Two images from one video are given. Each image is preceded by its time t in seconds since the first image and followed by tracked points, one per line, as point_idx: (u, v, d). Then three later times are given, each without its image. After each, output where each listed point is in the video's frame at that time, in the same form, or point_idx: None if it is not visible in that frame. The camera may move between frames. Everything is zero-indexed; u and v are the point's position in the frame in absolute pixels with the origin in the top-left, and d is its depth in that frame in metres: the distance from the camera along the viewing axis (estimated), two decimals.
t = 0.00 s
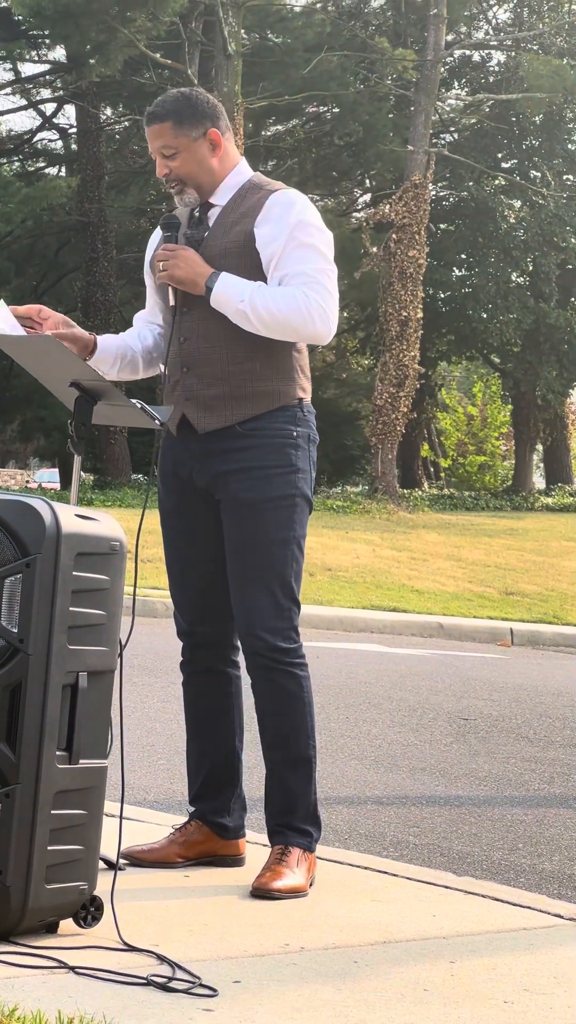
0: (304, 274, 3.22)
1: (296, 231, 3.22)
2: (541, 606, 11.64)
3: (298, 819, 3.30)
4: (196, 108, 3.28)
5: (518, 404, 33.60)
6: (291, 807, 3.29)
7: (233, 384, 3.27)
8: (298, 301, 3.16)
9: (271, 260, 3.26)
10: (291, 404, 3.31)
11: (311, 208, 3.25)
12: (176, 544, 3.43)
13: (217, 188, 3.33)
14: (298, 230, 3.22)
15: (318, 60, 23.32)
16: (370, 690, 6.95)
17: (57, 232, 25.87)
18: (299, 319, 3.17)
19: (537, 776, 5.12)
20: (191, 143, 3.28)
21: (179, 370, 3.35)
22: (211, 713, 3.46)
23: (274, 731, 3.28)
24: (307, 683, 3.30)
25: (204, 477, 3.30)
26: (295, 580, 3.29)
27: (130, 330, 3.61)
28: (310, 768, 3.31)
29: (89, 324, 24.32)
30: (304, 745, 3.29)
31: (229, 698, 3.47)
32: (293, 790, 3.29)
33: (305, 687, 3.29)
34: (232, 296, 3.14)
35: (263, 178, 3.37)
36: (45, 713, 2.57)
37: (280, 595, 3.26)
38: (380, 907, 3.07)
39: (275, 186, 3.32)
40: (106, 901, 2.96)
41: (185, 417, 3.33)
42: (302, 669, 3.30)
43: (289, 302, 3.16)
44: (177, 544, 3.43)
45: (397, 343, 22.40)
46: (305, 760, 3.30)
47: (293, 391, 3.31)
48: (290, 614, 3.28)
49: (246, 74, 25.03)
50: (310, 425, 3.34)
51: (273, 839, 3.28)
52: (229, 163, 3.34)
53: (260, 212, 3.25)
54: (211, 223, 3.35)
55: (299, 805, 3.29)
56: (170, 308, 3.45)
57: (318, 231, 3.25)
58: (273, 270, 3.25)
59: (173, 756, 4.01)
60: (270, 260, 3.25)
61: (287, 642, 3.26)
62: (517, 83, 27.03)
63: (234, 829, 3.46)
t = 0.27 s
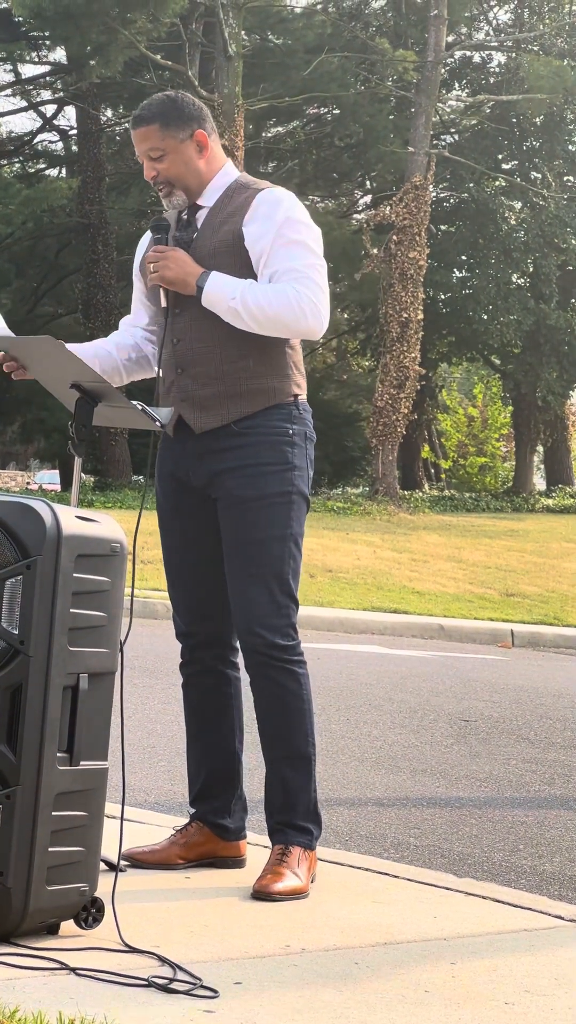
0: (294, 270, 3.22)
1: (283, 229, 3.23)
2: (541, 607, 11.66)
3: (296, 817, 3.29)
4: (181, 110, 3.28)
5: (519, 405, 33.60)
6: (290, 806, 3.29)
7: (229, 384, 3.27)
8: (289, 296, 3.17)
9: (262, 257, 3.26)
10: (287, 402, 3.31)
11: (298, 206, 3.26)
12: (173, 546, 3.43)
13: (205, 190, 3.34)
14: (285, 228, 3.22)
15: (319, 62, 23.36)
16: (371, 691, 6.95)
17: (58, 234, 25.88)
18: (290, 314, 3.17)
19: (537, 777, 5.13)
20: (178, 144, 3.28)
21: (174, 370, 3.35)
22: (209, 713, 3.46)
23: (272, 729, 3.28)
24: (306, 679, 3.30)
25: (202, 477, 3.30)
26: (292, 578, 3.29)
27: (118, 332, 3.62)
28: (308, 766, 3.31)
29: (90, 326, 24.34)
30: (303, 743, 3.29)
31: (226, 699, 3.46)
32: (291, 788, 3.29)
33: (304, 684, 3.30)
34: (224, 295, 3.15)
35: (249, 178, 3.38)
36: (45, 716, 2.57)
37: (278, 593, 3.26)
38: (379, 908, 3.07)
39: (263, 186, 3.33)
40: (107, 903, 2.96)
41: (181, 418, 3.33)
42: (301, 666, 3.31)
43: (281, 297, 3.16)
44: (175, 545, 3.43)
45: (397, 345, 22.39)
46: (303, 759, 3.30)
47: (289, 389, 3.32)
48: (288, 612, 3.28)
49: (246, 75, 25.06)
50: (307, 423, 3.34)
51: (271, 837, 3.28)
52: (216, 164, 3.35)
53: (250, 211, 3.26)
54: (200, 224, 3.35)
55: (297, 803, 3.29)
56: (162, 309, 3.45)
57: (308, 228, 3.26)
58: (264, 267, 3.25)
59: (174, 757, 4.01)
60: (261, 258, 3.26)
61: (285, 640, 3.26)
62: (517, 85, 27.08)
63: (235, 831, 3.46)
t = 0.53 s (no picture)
0: (287, 273, 3.22)
1: (274, 231, 3.23)
2: (542, 607, 11.67)
3: (297, 817, 3.29)
4: (162, 117, 3.27)
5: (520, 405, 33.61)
6: (290, 806, 3.29)
7: (228, 386, 3.28)
8: (282, 298, 3.16)
9: (255, 261, 3.26)
10: (287, 402, 3.32)
11: (288, 206, 3.26)
12: (173, 547, 3.44)
13: (193, 195, 3.34)
14: (277, 229, 3.22)
15: (321, 62, 23.38)
16: (373, 692, 6.96)
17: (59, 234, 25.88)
18: (286, 316, 3.17)
19: (538, 777, 5.13)
20: (162, 152, 3.27)
21: (174, 374, 3.36)
22: (209, 716, 3.46)
23: (271, 730, 3.28)
24: (305, 679, 3.30)
25: (201, 479, 3.31)
26: (291, 577, 3.29)
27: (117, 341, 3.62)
28: (308, 766, 3.30)
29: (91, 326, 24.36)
30: (303, 742, 3.29)
31: (225, 702, 3.46)
32: (291, 788, 3.28)
33: (303, 684, 3.29)
34: (219, 301, 3.16)
35: (236, 180, 3.38)
36: (46, 717, 2.57)
37: (277, 592, 3.26)
38: (380, 908, 3.07)
39: (250, 189, 3.32)
40: (108, 903, 2.96)
41: (182, 420, 3.34)
42: (301, 666, 3.30)
43: (275, 300, 3.16)
44: (174, 545, 3.43)
45: (399, 346, 22.36)
46: (303, 758, 3.29)
47: (289, 390, 3.32)
48: (288, 610, 3.28)
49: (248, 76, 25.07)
50: (306, 423, 3.34)
51: (272, 838, 3.28)
52: (202, 168, 3.34)
53: (238, 217, 3.26)
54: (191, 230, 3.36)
55: (298, 803, 3.29)
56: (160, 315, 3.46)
57: (298, 229, 3.25)
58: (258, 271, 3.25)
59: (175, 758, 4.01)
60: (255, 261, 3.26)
61: (285, 639, 3.26)
62: (518, 85, 27.10)
63: (236, 832, 3.46)
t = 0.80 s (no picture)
0: (288, 272, 3.22)
1: (275, 231, 3.23)
2: (544, 608, 11.70)
3: (298, 815, 3.29)
4: (158, 120, 3.25)
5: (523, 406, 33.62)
6: (292, 803, 3.29)
7: (232, 386, 3.28)
8: (284, 297, 3.17)
9: (256, 261, 3.26)
10: (291, 402, 3.32)
11: (287, 206, 3.26)
12: (177, 546, 3.44)
13: (191, 197, 3.34)
14: (277, 228, 3.23)
15: (324, 63, 23.42)
16: (375, 692, 6.97)
17: (63, 235, 25.90)
18: (288, 314, 3.17)
19: (539, 778, 5.14)
20: (159, 155, 3.26)
21: (178, 376, 3.36)
22: (212, 716, 3.46)
23: (274, 729, 3.28)
24: (308, 678, 3.29)
25: (206, 479, 3.31)
26: (296, 577, 3.28)
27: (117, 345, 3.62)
28: (310, 765, 3.30)
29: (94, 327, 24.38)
30: (305, 741, 3.29)
31: (228, 702, 3.46)
32: (294, 786, 3.28)
33: (306, 683, 3.29)
34: (221, 301, 3.16)
35: (233, 180, 3.38)
36: (48, 718, 2.57)
37: (281, 592, 3.25)
38: (382, 909, 3.07)
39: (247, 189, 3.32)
40: (110, 904, 2.97)
41: (187, 421, 3.34)
42: (304, 665, 3.30)
43: (277, 299, 3.16)
44: (178, 544, 3.44)
45: (401, 347, 22.34)
46: (305, 757, 3.29)
47: (292, 389, 3.32)
48: (292, 610, 3.27)
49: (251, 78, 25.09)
50: (310, 422, 3.34)
51: (274, 837, 3.29)
52: (199, 170, 3.33)
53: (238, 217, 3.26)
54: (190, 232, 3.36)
55: (299, 801, 3.28)
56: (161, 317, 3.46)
57: (298, 228, 3.25)
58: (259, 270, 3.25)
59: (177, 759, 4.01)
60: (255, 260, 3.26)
61: (289, 638, 3.25)
62: (521, 86, 27.13)
63: (238, 833, 3.46)
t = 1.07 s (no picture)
0: (296, 270, 3.22)
1: (283, 229, 3.23)
2: (547, 608, 11.69)
3: (305, 813, 3.29)
4: (164, 118, 3.24)
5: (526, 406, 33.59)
6: (298, 802, 3.29)
7: (240, 386, 3.28)
8: (294, 297, 3.17)
9: (262, 261, 3.27)
10: (299, 401, 3.33)
11: (293, 205, 3.26)
12: (182, 545, 3.44)
13: (197, 195, 3.34)
14: (285, 227, 3.23)
15: (328, 63, 23.45)
16: (378, 692, 6.97)
17: (66, 234, 25.91)
18: (297, 314, 3.18)
19: (542, 778, 5.14)
20: (166, 154, 3.24)
21: (185, 375, 3.35)
22: (217, 715, 3.47)
23: (282, 726, 3.29)
24: (316, 677, 3.31)
25: (214, 479, 3.32)
26: (305, 575, 3.30)
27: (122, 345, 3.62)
28: (316, 763, 3.30)
29: (97, 326, 24.39)
30: (311, 740, 3.29)
31: (234, 701, 3.47)
32: (300, 785, 3.29)
33: (314, 681, 3.30)
34: (229, 300, 3.16)
35: (238, 179, 3.38)
36: (50, 718, 2.57)
37: (290, 591, 3.26)
38: (386, 910, 3.06)
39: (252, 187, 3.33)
40: (113, 902, 2.97)
41: (194, 421, 3.34)
42: (312, 664, 3.31)
43: (286, 298, 3.16)
44: (184, 543, 3.44)
45: (404, 347, 22.35)
46: (312, 755, 3.29)
47: (300, 387, 3.33)
48: (301, 609, 3.28)
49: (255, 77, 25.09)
50: (318, 422, 3.36)
51: (280, 835, 3.29)
52: (204, 169, 3.33)
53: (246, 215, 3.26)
54: (196, 230, 3.36)
55: (305, 799, 3.28)
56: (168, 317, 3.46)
57: (304, 227, 3.26)
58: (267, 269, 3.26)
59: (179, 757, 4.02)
60: (262, 260, 3.27)
61: (298, 637, 3.27)
62: (525, 86, 27.12)
63: (240, 832, 3.46)
